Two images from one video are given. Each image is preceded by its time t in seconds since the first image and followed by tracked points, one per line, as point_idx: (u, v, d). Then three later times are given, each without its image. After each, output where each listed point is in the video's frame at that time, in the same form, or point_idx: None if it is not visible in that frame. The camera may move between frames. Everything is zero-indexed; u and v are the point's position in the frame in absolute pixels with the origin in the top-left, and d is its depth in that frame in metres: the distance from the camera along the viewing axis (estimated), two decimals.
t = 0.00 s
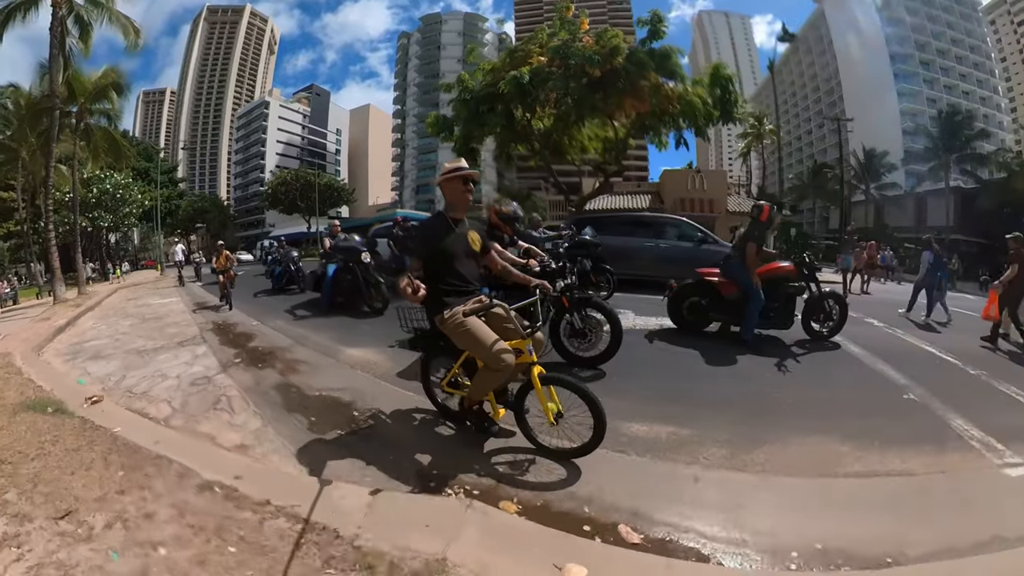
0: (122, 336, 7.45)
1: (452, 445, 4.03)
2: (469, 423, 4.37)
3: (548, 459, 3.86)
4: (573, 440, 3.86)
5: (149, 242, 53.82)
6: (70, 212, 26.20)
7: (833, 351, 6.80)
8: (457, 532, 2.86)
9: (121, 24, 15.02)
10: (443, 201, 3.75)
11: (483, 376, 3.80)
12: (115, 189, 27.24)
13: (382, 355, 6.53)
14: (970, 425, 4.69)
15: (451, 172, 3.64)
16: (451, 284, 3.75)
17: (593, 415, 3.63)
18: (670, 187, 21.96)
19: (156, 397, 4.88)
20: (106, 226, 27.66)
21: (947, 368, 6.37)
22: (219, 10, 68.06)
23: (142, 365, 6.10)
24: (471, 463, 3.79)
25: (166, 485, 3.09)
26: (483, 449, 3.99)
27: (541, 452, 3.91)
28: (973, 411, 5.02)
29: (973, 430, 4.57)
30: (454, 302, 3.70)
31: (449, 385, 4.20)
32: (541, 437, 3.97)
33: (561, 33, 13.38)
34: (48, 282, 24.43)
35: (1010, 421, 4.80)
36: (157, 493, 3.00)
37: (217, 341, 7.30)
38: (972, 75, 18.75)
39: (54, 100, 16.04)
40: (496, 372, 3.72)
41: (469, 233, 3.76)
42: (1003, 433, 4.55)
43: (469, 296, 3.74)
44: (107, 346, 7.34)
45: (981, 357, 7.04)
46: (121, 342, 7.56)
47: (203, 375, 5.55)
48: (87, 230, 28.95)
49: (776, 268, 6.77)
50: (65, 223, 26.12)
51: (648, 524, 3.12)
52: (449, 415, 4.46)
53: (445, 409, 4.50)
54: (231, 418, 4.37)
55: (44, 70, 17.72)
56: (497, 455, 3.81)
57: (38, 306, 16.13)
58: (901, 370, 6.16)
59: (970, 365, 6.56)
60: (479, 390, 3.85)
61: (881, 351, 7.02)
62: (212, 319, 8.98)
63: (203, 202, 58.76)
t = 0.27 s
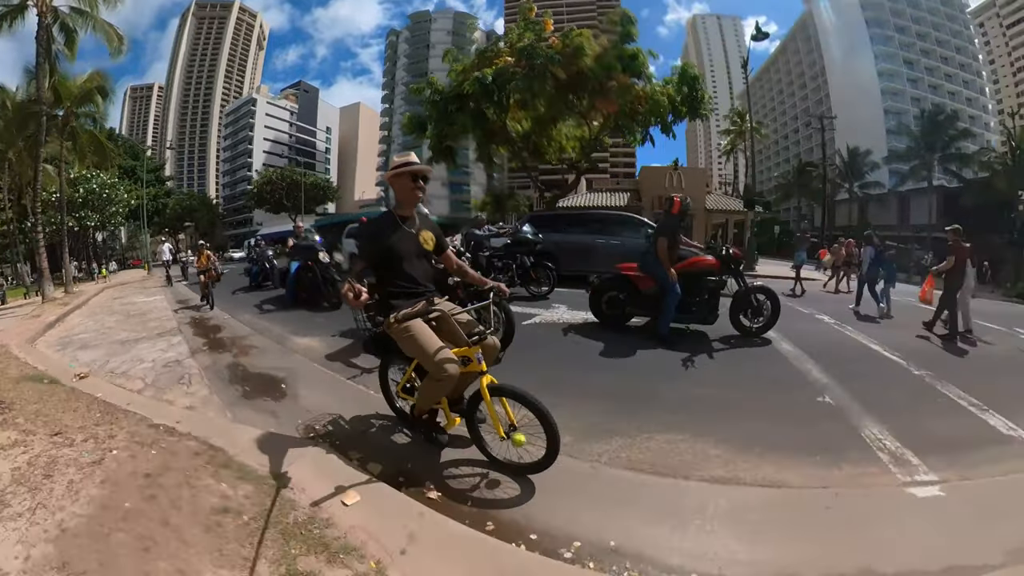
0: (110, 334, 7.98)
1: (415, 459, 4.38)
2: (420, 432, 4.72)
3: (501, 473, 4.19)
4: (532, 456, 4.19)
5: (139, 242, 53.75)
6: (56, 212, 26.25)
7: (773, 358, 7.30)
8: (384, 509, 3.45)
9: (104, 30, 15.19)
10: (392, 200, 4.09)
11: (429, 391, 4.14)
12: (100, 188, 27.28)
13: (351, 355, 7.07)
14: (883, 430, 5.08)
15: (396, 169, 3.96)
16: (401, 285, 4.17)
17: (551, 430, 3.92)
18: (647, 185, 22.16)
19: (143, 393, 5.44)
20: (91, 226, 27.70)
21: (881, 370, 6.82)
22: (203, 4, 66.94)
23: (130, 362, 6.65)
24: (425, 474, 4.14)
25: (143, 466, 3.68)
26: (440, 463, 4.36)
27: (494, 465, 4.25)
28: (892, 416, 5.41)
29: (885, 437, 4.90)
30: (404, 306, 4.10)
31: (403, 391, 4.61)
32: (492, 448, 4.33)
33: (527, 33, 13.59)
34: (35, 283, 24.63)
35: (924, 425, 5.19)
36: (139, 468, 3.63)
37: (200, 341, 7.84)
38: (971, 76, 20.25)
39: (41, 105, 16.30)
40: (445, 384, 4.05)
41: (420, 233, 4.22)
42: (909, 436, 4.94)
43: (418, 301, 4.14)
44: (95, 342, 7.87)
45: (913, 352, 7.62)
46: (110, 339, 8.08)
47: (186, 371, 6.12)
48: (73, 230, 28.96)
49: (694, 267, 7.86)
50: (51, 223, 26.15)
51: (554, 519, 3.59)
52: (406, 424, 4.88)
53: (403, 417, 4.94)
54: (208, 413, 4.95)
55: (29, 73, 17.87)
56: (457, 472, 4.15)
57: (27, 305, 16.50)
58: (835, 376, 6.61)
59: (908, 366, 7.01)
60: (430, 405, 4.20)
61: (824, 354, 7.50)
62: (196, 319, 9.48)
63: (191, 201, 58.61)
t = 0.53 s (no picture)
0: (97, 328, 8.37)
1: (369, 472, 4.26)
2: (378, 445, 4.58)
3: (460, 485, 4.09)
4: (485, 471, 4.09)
5: (126, 240, 53.63)
6: (41, 212, 26.29)
7: (703, 363, 7.38)
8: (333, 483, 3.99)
9: (86, 35, 15.39)
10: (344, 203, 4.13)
11: (379, 405, 4.04)
12: (85, 188, 27.33)
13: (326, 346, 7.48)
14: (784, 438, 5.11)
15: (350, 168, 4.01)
16: (350, 290, 4.09)
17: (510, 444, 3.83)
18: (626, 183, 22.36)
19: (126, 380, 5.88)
20: (77, 226, 27.75)
21: (811, 375, 6.88)
22: None
23: (116, 353, 7.06)
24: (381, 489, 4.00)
25: (141, 435, 4.34)
26: (396, 476, 4.23)
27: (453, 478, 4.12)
28: (799, 423, 5.44)
29: (778, 445, 4.92)
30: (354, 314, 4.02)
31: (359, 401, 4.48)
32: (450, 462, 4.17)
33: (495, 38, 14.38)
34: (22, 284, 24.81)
35: (828, 434, 5.21)
36: (135, 439, 4.25)
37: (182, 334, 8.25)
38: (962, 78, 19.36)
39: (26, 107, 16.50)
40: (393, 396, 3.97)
41: (372, 236, 4.19)
42: (805, 444, 4.98)
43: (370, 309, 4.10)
44: (82, 335, 8.25)
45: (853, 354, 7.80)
46: (95, 332, 8.46)
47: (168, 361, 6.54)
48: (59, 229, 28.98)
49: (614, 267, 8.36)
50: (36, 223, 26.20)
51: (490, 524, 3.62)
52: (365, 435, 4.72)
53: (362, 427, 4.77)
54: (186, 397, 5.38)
55: (14, 76, 18.08)
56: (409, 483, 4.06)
57: (14, 304, 16.73)
58: (760, 380, 6.68)
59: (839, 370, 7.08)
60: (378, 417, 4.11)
61: (758, 358, 7.60)
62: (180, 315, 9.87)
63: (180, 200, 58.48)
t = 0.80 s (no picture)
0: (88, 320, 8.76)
1: (339, 494, 3.72)
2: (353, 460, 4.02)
3: (433, 507, 3.56)
4: (461, 494, 3.53)
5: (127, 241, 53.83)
6: (39, 213, 26.59)
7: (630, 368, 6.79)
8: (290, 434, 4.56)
9: (81, 43, 15.70)
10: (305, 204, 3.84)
11: (338, 419, 3.61)
12: (82, 189, 27.62)
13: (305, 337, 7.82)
14: (686, 454, 4.48)
15: (310, 165, 3.70)
16: (311, 297, 3.81)
17: (472, 466, 3.32)
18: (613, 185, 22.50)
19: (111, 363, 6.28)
20: (74, 226, 28.08)
21: (747, 383, 6.25)
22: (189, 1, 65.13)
23: (108, 343, 7.45)
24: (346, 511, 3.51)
25: (132, 395, 5.02)
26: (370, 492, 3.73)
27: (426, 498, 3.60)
28: (711, 436, 4.83)
29: (668, 451, 4.50)
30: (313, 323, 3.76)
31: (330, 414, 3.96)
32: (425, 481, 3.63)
33: (474, 43, 14.94)
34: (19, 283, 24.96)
35: (741, 450, 4.57)
36: (120, 400, 4.84)
37: (172, 328, 8.64)
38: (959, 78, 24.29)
39: (23, 110, 16.84)
40: (352, 411, 3.56)
41: (337, 236, 3.96)
42: (708, 459, 4.39)
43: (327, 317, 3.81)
44: (76, 328, 8.66)
45: (805, 358, 7.28)
46: (87, 325, 8.86)
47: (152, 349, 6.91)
48: (56, 230, 29.27)
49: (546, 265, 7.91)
50: (34, 224, 26.49)
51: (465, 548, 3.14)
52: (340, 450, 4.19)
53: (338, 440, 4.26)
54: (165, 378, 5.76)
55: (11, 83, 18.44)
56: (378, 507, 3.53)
57: (11, 303, 17.06)
58: (687, 387, 6.08)
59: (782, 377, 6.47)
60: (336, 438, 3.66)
61: (693, 364, 6.98)
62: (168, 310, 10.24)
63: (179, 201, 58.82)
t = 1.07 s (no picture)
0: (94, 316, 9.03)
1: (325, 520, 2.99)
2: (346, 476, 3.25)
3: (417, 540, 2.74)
4: (437, 530, 2.70)
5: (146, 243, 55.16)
6: (54, 215, 27.23)
7: (565, 365, 5.98)
8: (272, 404, 4.75)
9: (91, 55, 16.09)
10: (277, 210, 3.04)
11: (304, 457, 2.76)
12: (94, 191, 28.19)
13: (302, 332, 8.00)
14: (581, 469, 3.66)
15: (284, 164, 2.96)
16: (285, 317, 2.90)
17: (455, 512, 2.51)
18: (613, 187, 22.48)
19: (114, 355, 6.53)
20: (88, 227, 28.73)
21: (694, 383, 5.44)
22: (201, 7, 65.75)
23: (112, 339, 7.75)
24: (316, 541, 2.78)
25: (130, 376, 5.28)
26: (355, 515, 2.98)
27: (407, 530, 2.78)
28: (624, 442, 4.08)
29: (564, 452, 3.86)
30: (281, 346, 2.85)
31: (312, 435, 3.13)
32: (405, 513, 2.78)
33: (466, 49, 14.86)
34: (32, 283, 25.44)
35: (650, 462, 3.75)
36: (120, 379, 5.11)
37: (172, 325, 8.88)
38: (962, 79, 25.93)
39: (37, 117, 17.26)
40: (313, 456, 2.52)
41: (313, 246, 3.00)
42: (606, 462, 3.75)
43: (300, 338, 2.90)
44: (85, 326, 8.98)
45: (778, 357, 6.53)
46: (95, 323, 9.17)
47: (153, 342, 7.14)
48: (71, 232, 29.93)
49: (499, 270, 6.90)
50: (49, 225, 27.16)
51: None
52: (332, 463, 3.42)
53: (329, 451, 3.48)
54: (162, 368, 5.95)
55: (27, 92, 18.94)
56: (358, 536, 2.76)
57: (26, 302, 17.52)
58: (619, 387, 5.28)
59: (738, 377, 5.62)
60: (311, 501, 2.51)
61: (638, 363, 6.13)
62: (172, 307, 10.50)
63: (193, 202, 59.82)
